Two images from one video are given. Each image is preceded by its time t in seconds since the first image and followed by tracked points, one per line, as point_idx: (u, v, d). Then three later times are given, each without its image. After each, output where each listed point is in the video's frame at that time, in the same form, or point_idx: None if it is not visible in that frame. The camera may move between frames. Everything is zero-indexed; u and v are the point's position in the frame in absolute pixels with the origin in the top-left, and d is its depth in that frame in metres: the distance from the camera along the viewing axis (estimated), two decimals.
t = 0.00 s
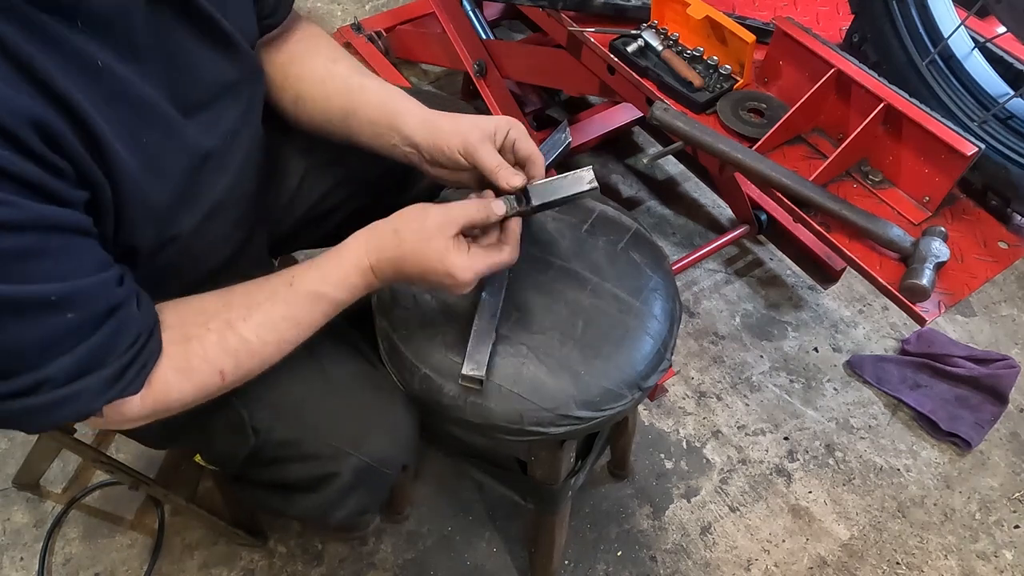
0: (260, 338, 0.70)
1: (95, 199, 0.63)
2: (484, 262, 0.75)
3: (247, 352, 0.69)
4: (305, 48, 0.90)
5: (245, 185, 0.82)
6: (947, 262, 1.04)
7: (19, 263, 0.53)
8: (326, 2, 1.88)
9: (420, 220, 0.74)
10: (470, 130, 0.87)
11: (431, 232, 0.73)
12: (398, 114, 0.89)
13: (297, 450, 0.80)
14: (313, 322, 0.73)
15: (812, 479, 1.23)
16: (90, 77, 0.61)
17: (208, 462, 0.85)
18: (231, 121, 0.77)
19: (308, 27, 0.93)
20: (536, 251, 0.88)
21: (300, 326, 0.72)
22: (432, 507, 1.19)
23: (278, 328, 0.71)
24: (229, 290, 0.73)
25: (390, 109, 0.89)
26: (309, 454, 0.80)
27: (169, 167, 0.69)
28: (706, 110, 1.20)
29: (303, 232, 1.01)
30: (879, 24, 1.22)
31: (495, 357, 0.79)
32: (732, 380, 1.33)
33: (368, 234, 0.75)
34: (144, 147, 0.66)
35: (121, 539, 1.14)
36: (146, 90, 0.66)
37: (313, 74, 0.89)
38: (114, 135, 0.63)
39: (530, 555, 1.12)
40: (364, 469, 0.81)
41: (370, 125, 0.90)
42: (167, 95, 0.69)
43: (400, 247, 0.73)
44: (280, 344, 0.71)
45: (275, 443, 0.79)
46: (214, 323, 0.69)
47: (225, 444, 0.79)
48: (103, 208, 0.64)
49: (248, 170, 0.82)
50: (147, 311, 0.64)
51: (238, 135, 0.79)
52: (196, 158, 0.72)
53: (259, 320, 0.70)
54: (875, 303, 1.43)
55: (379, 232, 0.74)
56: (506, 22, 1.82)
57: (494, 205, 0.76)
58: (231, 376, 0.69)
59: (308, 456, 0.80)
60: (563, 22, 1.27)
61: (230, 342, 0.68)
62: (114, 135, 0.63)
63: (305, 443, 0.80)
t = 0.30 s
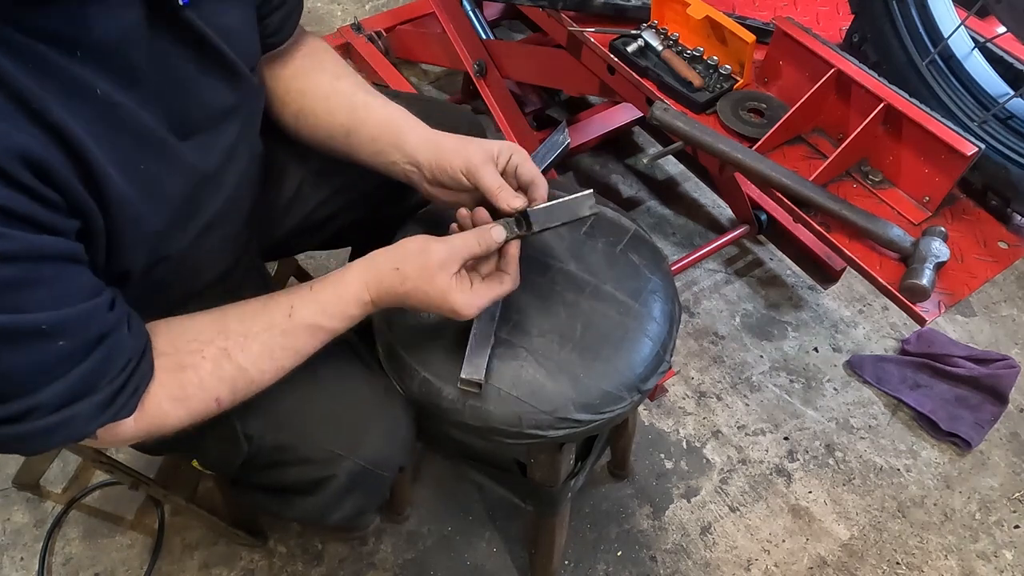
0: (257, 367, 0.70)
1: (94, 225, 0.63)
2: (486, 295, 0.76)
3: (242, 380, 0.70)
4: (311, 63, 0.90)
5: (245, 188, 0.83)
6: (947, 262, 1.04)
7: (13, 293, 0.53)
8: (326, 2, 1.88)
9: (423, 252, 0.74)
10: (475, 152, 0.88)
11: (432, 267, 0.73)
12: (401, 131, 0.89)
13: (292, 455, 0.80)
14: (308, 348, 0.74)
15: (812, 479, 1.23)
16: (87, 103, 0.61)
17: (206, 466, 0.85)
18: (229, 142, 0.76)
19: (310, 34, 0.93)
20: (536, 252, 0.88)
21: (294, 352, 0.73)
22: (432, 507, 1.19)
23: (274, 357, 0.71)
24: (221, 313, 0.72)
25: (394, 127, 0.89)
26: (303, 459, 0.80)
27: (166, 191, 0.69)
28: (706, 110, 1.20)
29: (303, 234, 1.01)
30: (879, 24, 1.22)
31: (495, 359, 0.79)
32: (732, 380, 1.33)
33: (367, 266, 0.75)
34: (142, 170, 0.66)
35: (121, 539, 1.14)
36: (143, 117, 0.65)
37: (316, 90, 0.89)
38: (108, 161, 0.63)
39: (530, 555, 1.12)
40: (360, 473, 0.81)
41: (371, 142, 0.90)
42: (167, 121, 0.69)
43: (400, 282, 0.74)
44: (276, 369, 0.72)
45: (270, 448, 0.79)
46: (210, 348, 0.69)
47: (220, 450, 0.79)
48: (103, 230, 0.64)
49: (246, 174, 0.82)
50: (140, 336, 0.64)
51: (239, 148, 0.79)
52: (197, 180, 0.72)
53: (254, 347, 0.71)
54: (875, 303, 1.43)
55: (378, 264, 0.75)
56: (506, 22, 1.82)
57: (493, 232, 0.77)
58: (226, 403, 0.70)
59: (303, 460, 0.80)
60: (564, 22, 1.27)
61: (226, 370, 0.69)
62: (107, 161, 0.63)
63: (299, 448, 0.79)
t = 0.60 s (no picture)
0: (250, 368, 0.71)
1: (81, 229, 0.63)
2: (479, 297, 0.75)
3: (237, 382, 0.70)
4: (305, 66, 0.90)
5: (240, 189, 0.82)
6: (947, 262, 1.04)
7: None
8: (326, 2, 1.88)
9: (418, 251, 0.74)
10: (477, 161, 0.88)
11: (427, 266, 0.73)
12: (400, 137, 0.89)
13: (285, 456, 0.80)
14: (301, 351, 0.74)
15: (812, 479, 1.23)
16: (70, 110, 0.60)
17: (199, 468, 0.85)
18: (220, 146, 0.76)
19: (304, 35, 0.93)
20: (535, 252, 0.88)
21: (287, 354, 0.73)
22: (431, 507, 1.19)
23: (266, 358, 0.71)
24: (215, 315, 0.73)
25: (392, 132, 0.89)
26: (296, 461, 0.80)
27: (153, 196, 0.69)
28: (706, 110, 1.20)
29: (302, 234, 1.01)
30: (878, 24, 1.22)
31: (494, 360, 0.79)
32: (732, 380, 1.33)
33: (362, 265, 0.75)
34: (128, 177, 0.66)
35: (121, 539, 1.14)
36: (129, 122, 0.65)
37: (309, 93, 0.89)
38: (90, 167, 0.63)
39: (529, 555, 1.12)
40: (352, 473, 0.81)
41: (368, 146, 0.90)
42: (153, 124, 0.68)
43: (393, 280, 0.74)
44: (270, 371, 0.72)
45: (263, 450, 0.79)
46: (200, 349, 0.69)
47: (212, 453, 0.79)
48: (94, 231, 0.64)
49: (243, 175, 0.82)
50: (127, 339, 0.65)
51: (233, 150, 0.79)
52: (184, 182, 0.72)
53: (247, 349, 0.71)
54: (875, 303, 1.43)
55: (373, 262, 0.75)
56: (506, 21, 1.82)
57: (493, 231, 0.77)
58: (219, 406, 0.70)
59: (295, 461, 0.80)
60: (563, 22, 1.27)
61: (218, 371, 0.69)
62: (89, 167, 0.62)
63: (291, 449, 0.79)
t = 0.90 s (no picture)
0: (246, 366, 0.71)
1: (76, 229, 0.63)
2: (470, 286, 0.74)
3: (233, 380, 0.70)
4: (301, 66, 0.90)
5: (237, 189, 0.82)
6: (947, 262, 1.04)
7: None
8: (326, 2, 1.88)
9: (411, 241, 0.74)
10: (473, 161, 0.88)
11: (419, 254, 0.73)
12: (397, 138, 0.89)
13: (281, 455, 0.80)
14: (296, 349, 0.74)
15: (812, 479, 1.23)
16: (60, 112, 0.61)
17: (196, 468, 0.85)
18: (214, 146, 0.75)
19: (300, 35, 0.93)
20: (535, 252, 0.88)
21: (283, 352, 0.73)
22: (432, 507, 1.19)
23: (262, 356, 0.71)
24: (210, 312, 0.73)
25: (389, 132, 0.89)
26: (291, 460, 0.80)
27: (146, 197, 0.69)
28: (706, 110, 1.20)
29: (301, 234, 1.01)
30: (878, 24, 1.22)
31: (494, 359, 0.79)
32: (732, 380, 1.33)
33: (354, 258, 0.75)
34: (121, 178, 0.66)
35: (121, 539, 1.13)
36: (121, 123, 0.65)
37: (306, 93, 0.89)
38: (81, 170, 0.63)
39: (530, 555, 1.12)
40: (349, 473, 0.81)
41: (365, 146, 0.90)
42: (145, 125, 0.68)
43: (385, 269, 0.73)
44: (267, 370, 0.72)
45: (259, 448, 0.79)
46: (195, 347, 0.69)
47: (209, 451, 0.79)
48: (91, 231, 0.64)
49: (240, 175, 0.82)
50: (121, 339, 0.65)
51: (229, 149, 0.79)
52: (178, 183, 0.72)
53: (243, 347, 0.71)
54: (875, 303, 1.43)
55: (365, 254, 0.75)
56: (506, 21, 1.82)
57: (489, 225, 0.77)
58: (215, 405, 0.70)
59: (292, 460, 0.80)
60: (563, 22, 1.27)
61: (214, 370, 0.69)
62: (80, 171, 0.62)
63: (287, 448, 0.79)
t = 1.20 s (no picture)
0: (246, 365, 0.71)
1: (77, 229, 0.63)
2: (468, 274, 0.73)
3: (234, 380, 0.70)
4: (300, 66, 0.90)
5: (237, 189, 0.82)
6: (947, 262, 1.04)
7: None
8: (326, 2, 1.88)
9: (407, 236, 0.74)
10: (471, 155, 0.88)
11: (415, 246, 0.73)
12: (396, 136, 0.89)
13: (281, 455, 0.80)
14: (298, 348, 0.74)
15: (812, 479, 1.23)
16: (60, 112, 0.61)
17: (196, 468, 0.85)
18: (214, 146, 0.75)
19: (300, 35, 0.93)
20: (535, 252, 0.88)
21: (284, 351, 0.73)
22: (432, 507, 1.19)
23: (262, 355, 0.71)
24: (210, 312, 0.73)
25: (387, 130, 0.89)
26: (291, 459, 0.80)
27: (146, 197, 0.69)
28: (706, 110, 1.20)
29: (301, 234, 1.01)
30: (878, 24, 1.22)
31: (494, 360, 0.79)
32: (732, 380, 1.33)
33: (354, 254, 0.76)
34: (120, 178, 0.66)
35: (121, 539, 1.13)
36: (120, 123, 0.65)
37: (306, 93, 0.89)
38: (81, 170, 0.62)
39: (530, 555, 1.12)
40: (349, 473, 0.81)
41: (364, 146, 0.90)
42: (145, 124, 0.68)
43: (383, 262, 0.74)
44: (268, 369, 0.72)
45: (259, 448, 0.79)
46: (197, 347, 0.69)
47: (209, 451, 0.79)
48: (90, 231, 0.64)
49: (240, 175, 0.82)
50: (122, 339, 0.65)
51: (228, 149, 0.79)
52: (177, 182, 0.72)
53: (244, 346, 0.71)
54: (875, 303, 1.43)
55: (364, 251, 0.75)
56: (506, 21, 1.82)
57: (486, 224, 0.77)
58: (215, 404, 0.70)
59: (292, 460, 0.80)
60: (563, 22, 1.27)
61: (215, 369, 0.69)
62: (80, 171, 0.62)
63: (287, 448, 0.79)
